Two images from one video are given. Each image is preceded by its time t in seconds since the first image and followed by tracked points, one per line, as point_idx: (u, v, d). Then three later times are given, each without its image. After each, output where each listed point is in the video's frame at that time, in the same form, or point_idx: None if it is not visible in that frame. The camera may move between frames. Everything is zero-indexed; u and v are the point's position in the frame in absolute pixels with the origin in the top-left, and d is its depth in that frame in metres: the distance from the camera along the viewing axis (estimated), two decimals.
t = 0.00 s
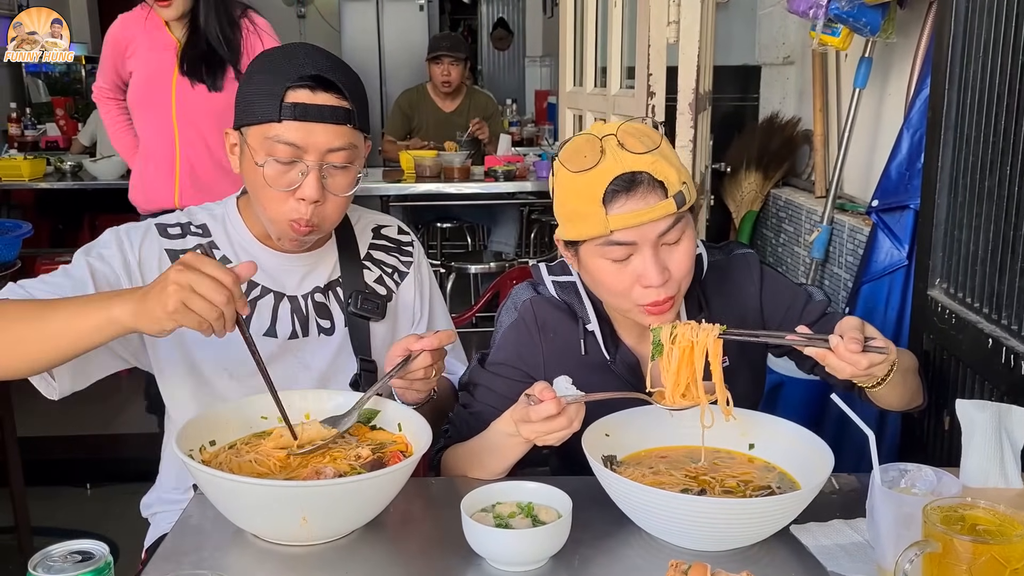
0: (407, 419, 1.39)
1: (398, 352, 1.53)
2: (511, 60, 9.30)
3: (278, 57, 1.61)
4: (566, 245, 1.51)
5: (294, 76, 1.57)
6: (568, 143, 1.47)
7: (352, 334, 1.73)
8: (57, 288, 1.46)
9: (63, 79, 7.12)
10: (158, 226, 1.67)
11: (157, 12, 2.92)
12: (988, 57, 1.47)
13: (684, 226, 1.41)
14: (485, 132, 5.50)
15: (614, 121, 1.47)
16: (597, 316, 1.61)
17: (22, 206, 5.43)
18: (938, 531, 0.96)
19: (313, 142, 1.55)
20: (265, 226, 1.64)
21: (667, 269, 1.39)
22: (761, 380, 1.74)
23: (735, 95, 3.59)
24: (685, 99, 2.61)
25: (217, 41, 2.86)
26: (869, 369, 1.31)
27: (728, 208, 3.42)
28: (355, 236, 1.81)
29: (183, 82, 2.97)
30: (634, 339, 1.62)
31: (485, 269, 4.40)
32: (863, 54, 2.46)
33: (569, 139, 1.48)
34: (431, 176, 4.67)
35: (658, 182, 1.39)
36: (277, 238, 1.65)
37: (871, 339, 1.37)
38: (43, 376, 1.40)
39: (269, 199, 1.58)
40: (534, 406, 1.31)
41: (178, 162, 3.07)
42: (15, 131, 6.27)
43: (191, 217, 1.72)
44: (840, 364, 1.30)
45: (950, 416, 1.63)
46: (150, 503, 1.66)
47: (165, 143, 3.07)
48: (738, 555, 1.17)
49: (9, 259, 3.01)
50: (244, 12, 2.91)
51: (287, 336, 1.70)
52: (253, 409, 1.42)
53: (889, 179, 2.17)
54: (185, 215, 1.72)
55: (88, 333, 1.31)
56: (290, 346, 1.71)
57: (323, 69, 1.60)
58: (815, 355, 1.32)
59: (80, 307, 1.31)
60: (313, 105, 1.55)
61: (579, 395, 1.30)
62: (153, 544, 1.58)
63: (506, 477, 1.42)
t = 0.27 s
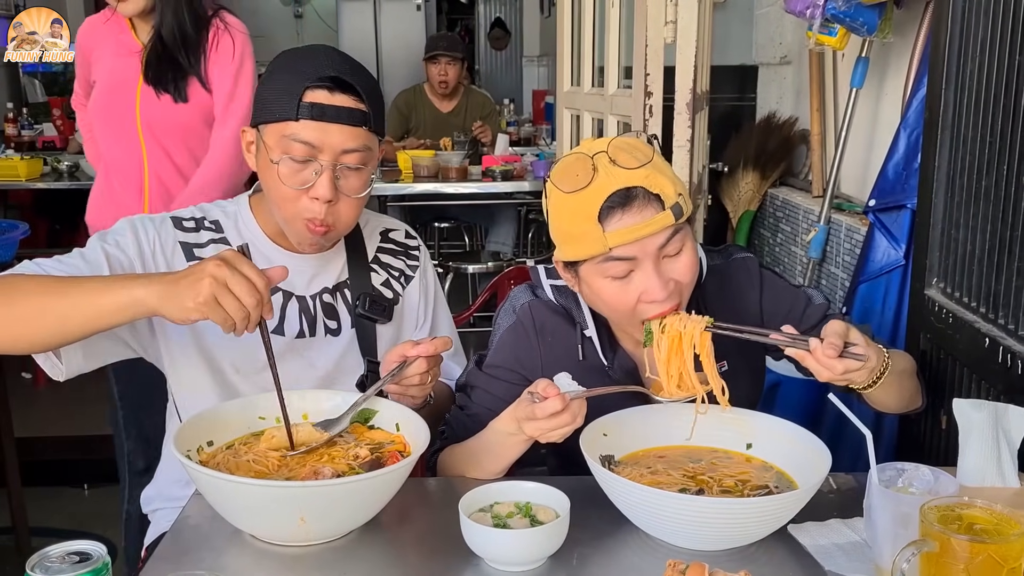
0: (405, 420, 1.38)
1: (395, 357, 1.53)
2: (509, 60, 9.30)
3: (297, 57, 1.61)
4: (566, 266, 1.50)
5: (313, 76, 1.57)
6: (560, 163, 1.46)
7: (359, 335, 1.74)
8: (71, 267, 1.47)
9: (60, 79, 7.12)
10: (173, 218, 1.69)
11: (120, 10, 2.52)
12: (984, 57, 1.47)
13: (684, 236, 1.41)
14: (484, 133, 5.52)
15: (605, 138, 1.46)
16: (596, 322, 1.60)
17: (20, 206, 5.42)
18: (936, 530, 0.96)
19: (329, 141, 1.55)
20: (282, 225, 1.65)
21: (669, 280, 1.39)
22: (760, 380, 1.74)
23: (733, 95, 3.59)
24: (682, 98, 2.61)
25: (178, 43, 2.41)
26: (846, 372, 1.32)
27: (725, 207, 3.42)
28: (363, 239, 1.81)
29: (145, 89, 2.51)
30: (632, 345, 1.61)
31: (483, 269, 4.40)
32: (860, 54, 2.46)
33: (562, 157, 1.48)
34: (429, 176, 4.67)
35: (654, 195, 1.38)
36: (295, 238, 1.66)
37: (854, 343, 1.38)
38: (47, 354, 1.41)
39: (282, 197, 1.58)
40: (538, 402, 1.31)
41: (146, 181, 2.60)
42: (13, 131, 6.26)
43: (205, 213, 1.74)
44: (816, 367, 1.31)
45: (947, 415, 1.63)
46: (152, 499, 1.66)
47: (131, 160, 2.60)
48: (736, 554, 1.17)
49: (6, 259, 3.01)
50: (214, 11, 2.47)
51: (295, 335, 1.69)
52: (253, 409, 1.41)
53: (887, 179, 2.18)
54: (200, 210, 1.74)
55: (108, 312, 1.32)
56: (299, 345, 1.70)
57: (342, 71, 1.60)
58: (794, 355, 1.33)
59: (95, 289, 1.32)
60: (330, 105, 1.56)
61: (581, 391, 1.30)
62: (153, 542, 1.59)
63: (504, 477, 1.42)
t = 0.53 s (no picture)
0: (400, 422, 1.38)
1: (390, 348, 1.53)
2: (504, 62, 9.31)
3: (308, 59, 1.61)
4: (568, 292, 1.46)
5: (324, 78, 1.57)
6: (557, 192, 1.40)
7: (362, 336, 1.73)
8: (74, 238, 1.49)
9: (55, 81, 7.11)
10: (184, 214, 1.68)
11: None
12: (976, 58, 1.48)
13: (688, 261, 1.38)
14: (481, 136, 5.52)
15: (603, 164, 1.40)
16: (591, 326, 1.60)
17: (14, 208, 5.42)
18: (927, 530, 0.96)
19: (338, 143, 1.55)
20: (289, 224, 1.65)
21: (674, 302, 1.37)
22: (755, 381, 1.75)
23: (727, 96, 3.60)
24: (676, 100, 2.61)
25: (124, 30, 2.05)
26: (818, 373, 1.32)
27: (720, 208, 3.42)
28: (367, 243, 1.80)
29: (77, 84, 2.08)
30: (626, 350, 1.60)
31: (479, 271, 4.40)
32: (854, 56, 2.46)
33: (558, 185, 1.42)
34: (424, 177, 4.67)
35: (659, 225, 1.34)
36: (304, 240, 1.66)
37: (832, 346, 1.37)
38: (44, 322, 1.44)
39: (288, 196, 1.59)
40: (534, 405, 1.31)
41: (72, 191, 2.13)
42: (7, 133, 6.26)
43: (217, 211, 1.73)
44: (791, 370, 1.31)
45: (941, 416, 1.63)
46: (150, 493, 1.66)
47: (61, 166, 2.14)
48: (729, 556, 1.18)
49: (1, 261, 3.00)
50: None
51: (297, 334, 1.69)
52: (247, 411, 1.41)
53: (880, 180, 2.19)
54: (210, 207, 1.73)
55: (118, 279, 1.34)
56: (303, 347, 1.70)
57: (353, 74, 1.60)
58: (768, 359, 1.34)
59: (105, 253, 1.35)
60: (340, 108, 1.56)
61: (576, 393, 1.31)
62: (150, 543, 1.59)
63: (499, 479, 1.43)
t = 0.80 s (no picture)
0: (396, 424, 1.38)
1: (392, 348, 1.53)
2: (500, 63, 9.32)
3: (318, 58, 1.61)
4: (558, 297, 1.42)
5: (333, 77, 1.57)
6: (560, 207, 1.33)
7: (362, 339, 1.74)
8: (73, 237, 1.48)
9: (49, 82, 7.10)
10: (184, 211, 1.67)
11: None
12: (971, 60, 1.48)
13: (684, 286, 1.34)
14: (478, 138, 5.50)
15: (611, 181, 1.33)
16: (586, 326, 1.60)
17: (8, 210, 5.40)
18: (923, 531, 0.96)
19: (346, 141, 1.56)
20: (292, 224, 1.64)
21: (666, 327, 1.34)
22: (751, 382, 1.74)
23: (723, 98, 3.61)
24: (672, 101, 2.62)
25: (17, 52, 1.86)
26: (876, 377, 1.36)
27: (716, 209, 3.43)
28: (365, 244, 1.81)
29: None
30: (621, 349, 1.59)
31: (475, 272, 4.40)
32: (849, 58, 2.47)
33: (562, 197, 1.35)
34: (420, 178, 4.67)
35: (661, 252, 1.29)
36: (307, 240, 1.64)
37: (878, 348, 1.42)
38: (38, 319, 1.44)
39: (295, 194, 1.58)
40: (526, 408, 1.31)
41: None
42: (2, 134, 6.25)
43: (217, 210, 1.72)
44: (846, 377, 1.35)
45: (936, 417, 1.63)
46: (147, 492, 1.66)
47: None
48: (725, 557, 1.18)
49: None
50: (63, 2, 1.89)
51: (297, 335, 1.68)
52: (241, 412, 1.40)
53: (875, 181, 2.19)
54: (210, 208, 1.72)
55: (119, 282, 1.33)
56: (302, 347, 1.69)
57: (361, 74, 1.60)
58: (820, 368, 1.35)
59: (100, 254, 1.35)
60: (349, 107, 1.56)
61: (569, 396, 1.30)
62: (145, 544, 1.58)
63: (494, 480, 1.42)
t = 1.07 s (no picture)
0: (396, 425, 1.38)
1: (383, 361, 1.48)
2: (497, 64, 9.32)
3: (305, 57, 1.60)
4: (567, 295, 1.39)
5: (322, 76, 1.56)
6: (590, 212, 1.28)
7: (361, 339, 1.73)
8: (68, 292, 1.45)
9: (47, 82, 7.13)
10: (170, 227, 1.66)
11: None
12: (973, 62, 1.48)
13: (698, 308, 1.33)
14: (477, 139, 5.49)
15: (647, 195, 1.28)
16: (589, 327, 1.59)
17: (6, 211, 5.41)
18: (927, 533, 0.96)
19: (337, 141, 1.55)
20: (286, 225, 1.63)
21: (673, 347, 1.33)
22: (753, 384, 1.74)
23: (722, 98, 3.61)
24: (671, 102, 2.61)
25: None
26: (886, 325, 1.36)
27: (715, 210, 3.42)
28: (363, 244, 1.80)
29: None
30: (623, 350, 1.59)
31: (473, 273, 4.40)
32: (849, 58, 2.47)
33: (593, 202, 1.30)
34: (418, 179, 4.67)
35: (683, 277, 1.27)
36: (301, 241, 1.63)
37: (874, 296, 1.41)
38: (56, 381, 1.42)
39: (289, 197, 1.57)
40: (529, 413, 1.30)
41: None
42: None
43: (203, 218, 1.70)
44: (857, 331, 1.35)
45: (938, 418, 1.63)
46: (147, 495, 1.65)
47: None
48: (728, 559, 1.17)
49: None
50: None
51: (297, 341, 1.68)
52: (242, 414, 1.40)
53: (876, 183, 2.18)
54: (199, 217, 1.71)
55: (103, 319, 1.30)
56: (303, 351, 1.68)
57: (350, 72, 1.60)
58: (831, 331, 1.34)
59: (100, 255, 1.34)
60: (339, 105, 1.55)
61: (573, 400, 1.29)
62: (145, 546, 1.58)
63: (495, 482, 1.42)
